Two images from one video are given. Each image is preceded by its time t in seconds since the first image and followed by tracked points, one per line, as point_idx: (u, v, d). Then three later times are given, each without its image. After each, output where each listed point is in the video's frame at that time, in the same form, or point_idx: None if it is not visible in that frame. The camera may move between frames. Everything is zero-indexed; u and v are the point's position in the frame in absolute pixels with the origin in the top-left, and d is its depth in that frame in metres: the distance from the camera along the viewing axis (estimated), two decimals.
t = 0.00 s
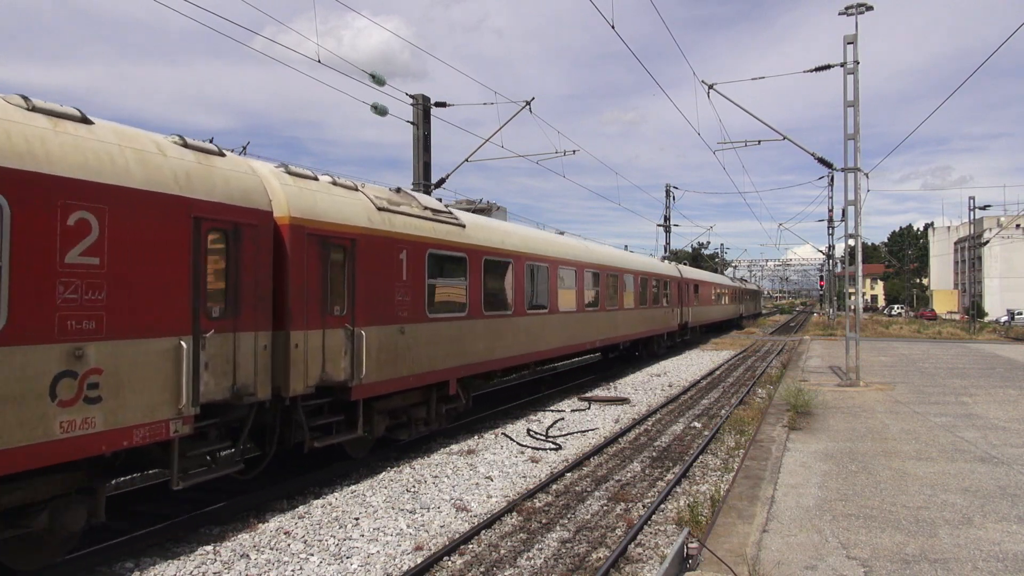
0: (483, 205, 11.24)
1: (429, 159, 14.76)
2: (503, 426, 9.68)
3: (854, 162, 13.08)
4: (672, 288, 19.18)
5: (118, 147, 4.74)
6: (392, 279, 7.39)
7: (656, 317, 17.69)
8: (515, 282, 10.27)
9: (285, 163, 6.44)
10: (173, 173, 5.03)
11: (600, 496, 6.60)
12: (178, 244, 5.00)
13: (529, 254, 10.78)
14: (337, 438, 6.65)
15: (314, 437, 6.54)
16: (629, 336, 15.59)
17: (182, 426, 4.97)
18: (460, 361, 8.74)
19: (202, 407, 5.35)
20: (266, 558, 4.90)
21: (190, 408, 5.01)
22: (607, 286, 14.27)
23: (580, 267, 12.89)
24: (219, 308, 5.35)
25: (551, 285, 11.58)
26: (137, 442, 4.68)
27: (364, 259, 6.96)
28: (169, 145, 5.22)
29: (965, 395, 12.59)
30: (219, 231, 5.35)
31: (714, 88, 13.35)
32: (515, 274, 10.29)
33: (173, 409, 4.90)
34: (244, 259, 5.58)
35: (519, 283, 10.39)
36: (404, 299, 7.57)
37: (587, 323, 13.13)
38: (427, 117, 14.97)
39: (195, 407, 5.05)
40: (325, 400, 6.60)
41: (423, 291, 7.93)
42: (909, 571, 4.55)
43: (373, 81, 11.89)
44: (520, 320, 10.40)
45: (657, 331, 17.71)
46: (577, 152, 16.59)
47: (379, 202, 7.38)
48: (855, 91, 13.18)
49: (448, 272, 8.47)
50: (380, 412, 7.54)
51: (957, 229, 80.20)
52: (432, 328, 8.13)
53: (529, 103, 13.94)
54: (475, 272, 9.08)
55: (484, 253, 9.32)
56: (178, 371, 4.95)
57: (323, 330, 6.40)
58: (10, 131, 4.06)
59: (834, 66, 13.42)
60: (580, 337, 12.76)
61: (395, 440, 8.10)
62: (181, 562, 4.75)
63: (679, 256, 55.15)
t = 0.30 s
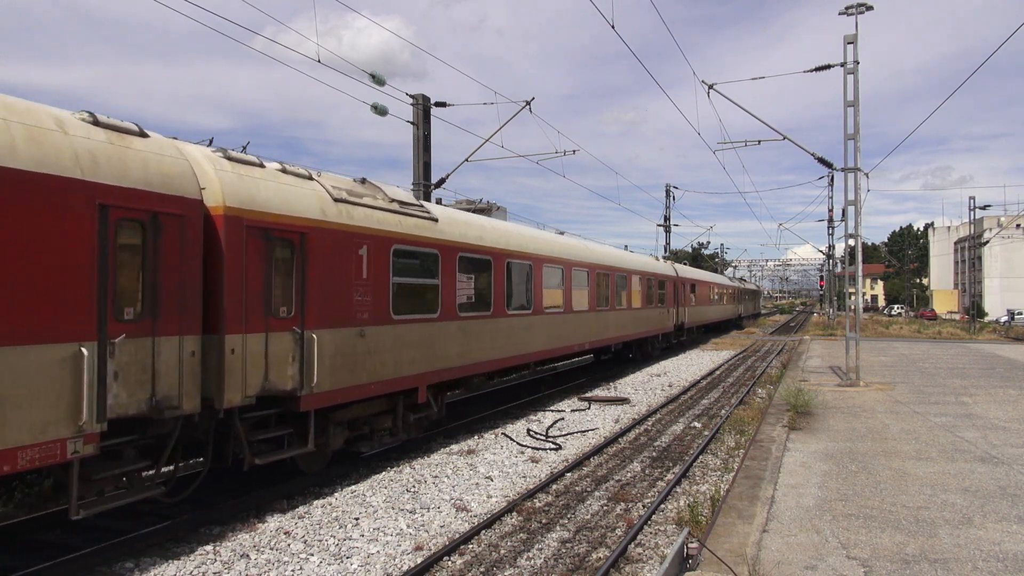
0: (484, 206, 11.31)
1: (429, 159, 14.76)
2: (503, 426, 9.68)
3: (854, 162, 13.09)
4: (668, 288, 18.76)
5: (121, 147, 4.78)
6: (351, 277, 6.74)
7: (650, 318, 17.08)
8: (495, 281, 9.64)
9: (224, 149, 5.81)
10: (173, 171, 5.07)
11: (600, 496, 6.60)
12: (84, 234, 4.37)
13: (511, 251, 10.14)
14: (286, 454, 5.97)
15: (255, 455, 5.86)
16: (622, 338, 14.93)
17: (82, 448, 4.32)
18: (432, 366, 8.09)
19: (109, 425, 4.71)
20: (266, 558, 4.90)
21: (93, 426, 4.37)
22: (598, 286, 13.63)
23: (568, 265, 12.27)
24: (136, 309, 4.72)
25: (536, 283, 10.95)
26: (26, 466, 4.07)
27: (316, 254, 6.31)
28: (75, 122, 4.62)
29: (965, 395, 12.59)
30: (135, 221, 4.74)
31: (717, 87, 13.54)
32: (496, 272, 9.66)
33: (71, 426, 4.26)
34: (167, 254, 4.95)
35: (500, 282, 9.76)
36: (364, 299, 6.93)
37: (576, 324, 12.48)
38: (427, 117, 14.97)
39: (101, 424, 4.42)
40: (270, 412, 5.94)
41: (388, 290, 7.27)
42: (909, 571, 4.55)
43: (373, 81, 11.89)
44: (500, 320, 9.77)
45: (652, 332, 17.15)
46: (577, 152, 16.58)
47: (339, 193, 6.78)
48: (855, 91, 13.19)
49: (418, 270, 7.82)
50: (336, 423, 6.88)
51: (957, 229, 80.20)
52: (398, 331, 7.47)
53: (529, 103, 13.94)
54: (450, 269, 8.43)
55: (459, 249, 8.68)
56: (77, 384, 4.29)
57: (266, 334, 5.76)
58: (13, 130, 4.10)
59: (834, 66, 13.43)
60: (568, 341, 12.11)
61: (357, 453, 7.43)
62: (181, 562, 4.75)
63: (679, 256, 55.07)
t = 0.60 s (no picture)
0: (484, 207, 11.33)
1: (429, 159, 14.76)
2: (503, 425, 9.69)
3: (854, 162, 13.09)
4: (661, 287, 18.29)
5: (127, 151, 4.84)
6: (300, 275, 6.06)
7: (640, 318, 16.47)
8: (472, 280, 8.96)
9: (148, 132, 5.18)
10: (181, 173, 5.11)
11: (600, 496, 6.60)
12: None
13: (489, 247, 9.46)
14: (222, 473, 5.29)
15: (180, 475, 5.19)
16: (610, 339, 14.28)
17: None
18: (397, 373, 7.40)
19: None
20: (266, 559, 4.90)
21: None
22: (585, 285, 12.95)
23: (553, 263, 11.60)
24: (23, 310, 4.15)
25: (517, 282, 10.27)
26: None
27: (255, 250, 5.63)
28: None
29: (965, 395, 12.58)
30: (26, 209, 4.19)
31: (716, 88, 13.50)
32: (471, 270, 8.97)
33: None
34: (65, 248, 4.36)
35: (477, 281, 9.07)
36: (315, 300, 6.24)
37: (560, 326, 11.79)
38: (427, 117, 14.97)
39: None
40: (202, 426, 5.28)
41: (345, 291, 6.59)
42: (909, 571, 4.55)
43: (373, 81, 11.90)
44: (475, 321, 9.07)
45: (640, 333, 16.56)
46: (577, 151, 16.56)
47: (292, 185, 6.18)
48: (855, 91, 13.19)
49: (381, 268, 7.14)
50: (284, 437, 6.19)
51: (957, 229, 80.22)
52: (356, 335, 6.78)
53: (529, 103, 13.93)
54: (419, 267, 7.75)
55: (430, 245, 7.98)
56: None
57: (194, 340, 5.08)
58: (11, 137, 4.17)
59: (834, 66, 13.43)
60: (551, 343, 11.43)
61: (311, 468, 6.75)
62: (181, 562, 4.76)
63: (678, 257, 54.91)
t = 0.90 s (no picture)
0: (485, 207, 11.37)
1: (429, 159, 14.77)
2: (503, 426, 9.69)
3: (854, 162, 13.09)
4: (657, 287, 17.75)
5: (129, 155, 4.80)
6: (236, 273, 5.43)
7: (634, 319, 15.77)
8: (444, 279, 8.31)
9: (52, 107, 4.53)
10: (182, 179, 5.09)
11: (600, 496, 6.60)
12: None
13: (466, 243, 8.81)
14: (139, 496, 4.62)
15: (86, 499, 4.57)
16: (601, 342, 13.59)
17: None
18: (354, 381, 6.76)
19: None
20: (266, 558, 4.90)
21: None
22: (575, 284, 12.27)
23: (538, 260, 10.94)
24: None
25: (497, 281, 9.62)
26: None
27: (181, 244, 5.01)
28: None
29: (965, 395, 12.58)
30: None
31: (719, 88, 13.79)
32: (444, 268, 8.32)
33: None
34: None
35: (451, 280, 8.43)
36: (255, 300, 5.61)
37: (546, 328, 11.11)
38: (427, 117, 14.97)
39: None
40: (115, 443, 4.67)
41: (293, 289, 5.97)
42: (909, 571, 4.55)
43: (373, 81, 11.90)
44: (448, 323, 8.41)
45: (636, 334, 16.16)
46: (577, 152, 16.59)
47: (231, 172, 5.59)
48: (855, 91, 13.19)
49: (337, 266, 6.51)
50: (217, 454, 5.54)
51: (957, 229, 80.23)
52: (305, 340, 6.13)
53: (529, 103, 13.94)
54: (383, 265, 7.11)
55: (396, 241, 7.34)
56: None
57: (97, 346, 4.44)
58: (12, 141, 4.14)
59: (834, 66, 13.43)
60: (534, 347, 10.76)
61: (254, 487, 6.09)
62: (181, 562, 4.76)
63: (678, 257, 54.89)
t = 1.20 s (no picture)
0: (484, 207, 11.38)
1: (429, 159, 14.77)
2: (503, 426, 9.69)
3: (854, 162, 13.09)
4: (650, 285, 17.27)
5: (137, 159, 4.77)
6: (155, 270, 4.73)
7: (623, 320, 15.19)
8: (412, 277, 7.69)
9: None
10: (186, 181, 5.06)
11: (600, 496, 6.60)
12: None
13: (437, 239, 8.20)
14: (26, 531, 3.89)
15: None
16: (587, 345, 13.02)
17: None
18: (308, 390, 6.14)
19: None
20: (266, 558, 4.91)
21: None
22: (557, 283, 11.69)
23: (518, 258, 10.33)
24: None
25: (473, 280, 9.02)
26: None
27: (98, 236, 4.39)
28: None
29: (965, 395, 12.58)
30: None
31: (718, 88, 13.84)
32: (412, 265, 7.71)
33: None
34: None
35: (420, 278, 7.82)
36: (180, 299, 4.92)
37: (525, 331, 10.52)
38: (427, 117, 14.97)
39: None
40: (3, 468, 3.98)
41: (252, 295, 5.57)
42: (909, 571, 4.55)
43: (373, 81, 11.90)
44: (416, 325, 7.77)
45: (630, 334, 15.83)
46: (577, 152, 16.60)
47: (152, 154, 4.92)
48: (855, 91, 13.19)
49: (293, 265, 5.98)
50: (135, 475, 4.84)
51: (957, 230, 80.25)
52: (245, 344, 5.47)
53: (529, 103, 13.96)
54: (340, 262, 6.50)
55: (353, 235, 6.70)
56: None
57: None
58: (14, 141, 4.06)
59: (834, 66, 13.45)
60: (514, 351, 10.15)
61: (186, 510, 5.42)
62: (181, 562, 4.76)
63: (679, 257, 54.93)
